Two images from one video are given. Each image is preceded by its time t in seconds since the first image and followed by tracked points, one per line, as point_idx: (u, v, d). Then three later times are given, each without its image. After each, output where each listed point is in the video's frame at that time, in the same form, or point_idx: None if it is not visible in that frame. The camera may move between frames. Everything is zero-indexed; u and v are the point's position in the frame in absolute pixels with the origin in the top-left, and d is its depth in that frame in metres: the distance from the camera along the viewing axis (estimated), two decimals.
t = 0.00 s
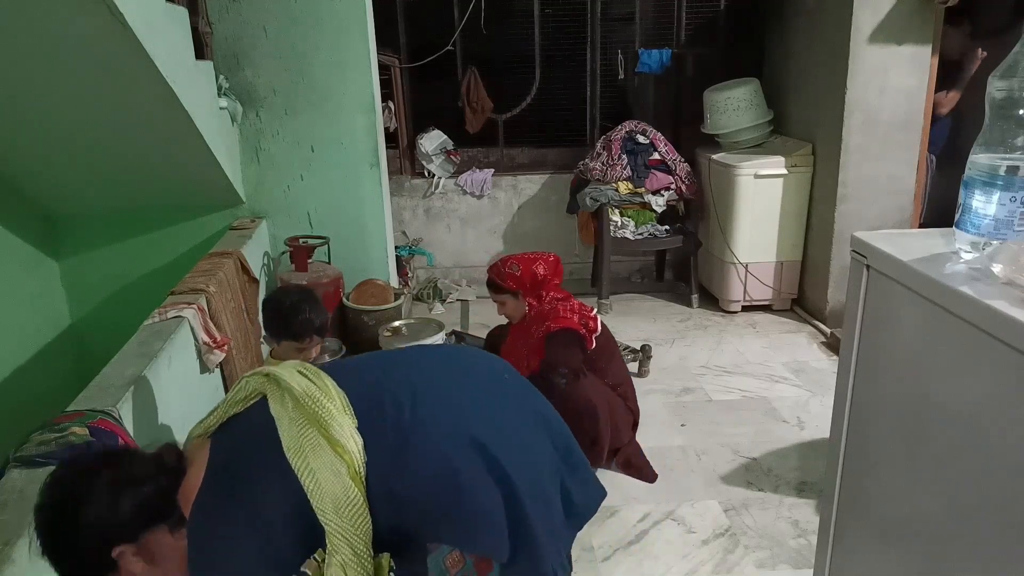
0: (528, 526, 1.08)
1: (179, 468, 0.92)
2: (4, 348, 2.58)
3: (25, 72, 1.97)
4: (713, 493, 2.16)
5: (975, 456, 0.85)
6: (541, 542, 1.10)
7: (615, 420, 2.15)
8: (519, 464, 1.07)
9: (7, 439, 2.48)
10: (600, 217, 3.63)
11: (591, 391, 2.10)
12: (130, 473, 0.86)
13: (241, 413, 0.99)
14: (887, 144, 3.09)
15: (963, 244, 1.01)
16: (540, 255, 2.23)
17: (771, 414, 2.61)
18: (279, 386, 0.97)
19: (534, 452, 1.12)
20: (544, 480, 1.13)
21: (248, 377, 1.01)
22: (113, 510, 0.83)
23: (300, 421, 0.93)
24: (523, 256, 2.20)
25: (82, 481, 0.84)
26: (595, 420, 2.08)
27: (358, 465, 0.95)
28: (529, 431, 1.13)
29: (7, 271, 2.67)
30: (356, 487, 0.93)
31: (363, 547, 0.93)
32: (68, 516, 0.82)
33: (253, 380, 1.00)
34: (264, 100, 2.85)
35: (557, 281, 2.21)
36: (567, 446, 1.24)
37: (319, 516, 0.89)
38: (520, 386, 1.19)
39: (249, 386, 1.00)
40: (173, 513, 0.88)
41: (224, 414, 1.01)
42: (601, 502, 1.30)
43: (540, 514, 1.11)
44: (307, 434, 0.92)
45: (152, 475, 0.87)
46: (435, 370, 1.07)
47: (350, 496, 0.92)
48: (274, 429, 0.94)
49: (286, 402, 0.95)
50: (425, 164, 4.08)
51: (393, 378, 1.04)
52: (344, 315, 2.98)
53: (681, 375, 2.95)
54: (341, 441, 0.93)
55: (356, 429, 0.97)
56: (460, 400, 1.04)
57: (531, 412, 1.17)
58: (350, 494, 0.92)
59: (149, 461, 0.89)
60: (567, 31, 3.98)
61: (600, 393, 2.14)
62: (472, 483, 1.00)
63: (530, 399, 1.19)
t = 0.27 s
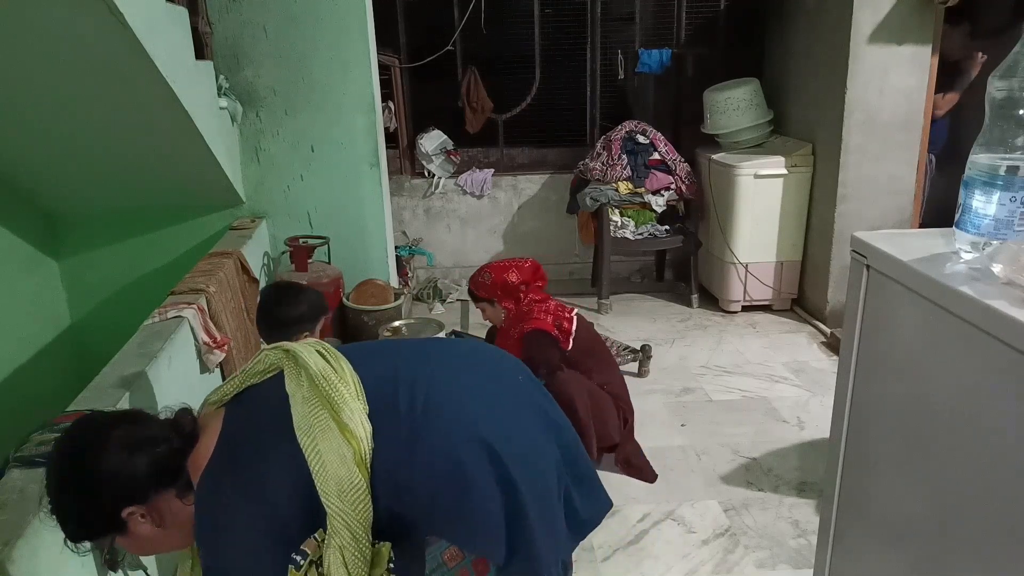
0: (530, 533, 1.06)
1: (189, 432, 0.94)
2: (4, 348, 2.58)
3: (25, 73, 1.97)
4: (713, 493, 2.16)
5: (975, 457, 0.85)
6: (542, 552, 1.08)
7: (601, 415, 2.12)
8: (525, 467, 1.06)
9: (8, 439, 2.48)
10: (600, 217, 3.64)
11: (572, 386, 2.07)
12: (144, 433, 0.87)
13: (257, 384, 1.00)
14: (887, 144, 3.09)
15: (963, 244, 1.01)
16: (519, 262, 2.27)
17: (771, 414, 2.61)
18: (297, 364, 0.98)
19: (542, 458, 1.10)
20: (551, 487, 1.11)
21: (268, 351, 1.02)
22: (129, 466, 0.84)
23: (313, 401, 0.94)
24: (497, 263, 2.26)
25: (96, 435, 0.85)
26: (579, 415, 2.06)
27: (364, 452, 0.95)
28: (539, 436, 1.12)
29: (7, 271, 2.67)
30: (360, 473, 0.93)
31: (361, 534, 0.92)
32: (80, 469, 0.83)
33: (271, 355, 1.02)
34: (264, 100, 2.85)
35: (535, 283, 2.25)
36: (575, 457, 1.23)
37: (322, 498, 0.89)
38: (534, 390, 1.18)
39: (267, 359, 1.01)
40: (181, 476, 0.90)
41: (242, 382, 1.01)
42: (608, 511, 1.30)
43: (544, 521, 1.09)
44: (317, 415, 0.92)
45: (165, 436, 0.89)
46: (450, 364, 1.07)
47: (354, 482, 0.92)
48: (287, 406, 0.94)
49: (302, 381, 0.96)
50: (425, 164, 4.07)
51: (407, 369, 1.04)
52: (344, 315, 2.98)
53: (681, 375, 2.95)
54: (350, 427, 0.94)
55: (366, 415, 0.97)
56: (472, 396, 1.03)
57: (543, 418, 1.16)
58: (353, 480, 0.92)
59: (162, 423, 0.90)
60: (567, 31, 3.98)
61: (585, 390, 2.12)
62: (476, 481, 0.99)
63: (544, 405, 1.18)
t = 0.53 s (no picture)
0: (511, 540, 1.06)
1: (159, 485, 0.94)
2: (4, 348, 2.58)
3: (26, 73, 1.97)
4: (713, 493, 2.16)
5: (975, 458, 0.85)
6: (524, 558, 1.09)
7: (592, 411, 2.21)
8: (499, 475, 1.05)
9: (8, 439, 2.48)
10: (600, 217, 3.63)
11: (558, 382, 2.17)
12: (118, 480, 0.88)
13: (215, 430, 0.99)
14: (887, 144, 3.09)
15: (963, 244, 1.00)
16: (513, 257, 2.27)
17: (771, 414, 2.61)
18: (251, 400, 0.97)
19: (516, 463, 1.10)
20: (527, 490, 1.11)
21: (221, 395, 1.01)
22: (102, 509, 0.85)
23: (272, 433, 0.93)
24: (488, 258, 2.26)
25: (70, 480, 0.86)
26: (567, 409, 2.17)
27: (331, 475, 0.94)
28: (512, 442, 1.11)
29: (6, 271, 2.67)
30: (328, 497, 0.93)
31: (336, 558, 0.93)
32: (51, 513, 0.84)
33: (226, 397, 1.00)
34: (264, 100, 2.85)
35: (528, 280, 2.25)
36: (551, 456, 1.23)
37: (290, 527, 0.89)
38: (503, 395, 1.18)
39: (223, 403, 1.00)
40: (147, 530, 0.90)
41: (200, 432, 1.00)
42: (589, 510, 1.29)
43: (523, 524, 1.09)
44: (277, 446, 0.91)
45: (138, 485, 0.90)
46: (412, 379, 1.06)
47: (322, 508, 0.91)
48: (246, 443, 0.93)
49: (258, 414, 0.95)
50: (425, 164, 4.07)
51: (368, 388, 1.03)
52: (344, 315, 2.98)
53: (681, 375, 2.95)
54: (313, 453, 0.93)
55: (329, 439, 0.96)
56: (438, 409, 1.03)
57: (515, 422, 1.15)
58: (321, 505, 0.91)
59: (135, 472, 0.92)
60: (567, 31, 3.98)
61: (575, 386, 2.22)
62: (449, 495, 0.99)
63: (514, 409, 1.18)
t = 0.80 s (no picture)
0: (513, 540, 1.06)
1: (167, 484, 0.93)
2: (4, 348, 2.58)
3: (26, 73, 1.97)
4: (713, 493, 2.16)
5: (974, 457, 0.85)
6: (527, 563, 1.09)
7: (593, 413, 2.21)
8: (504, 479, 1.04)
9: (7, 439, 2.48)
10: (600, 217, 3.63)
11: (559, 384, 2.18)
12: (118, 480, 0.86)
13: (222, 426, 0.99)
14: (887, 144, 3.09)
15: (963, 244, 1.00)
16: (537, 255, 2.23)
17: (771, 414, 2.61)
18: (260, 397, 0.96)
19: (521, 467, 1.09)
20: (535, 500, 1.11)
21: (229, 390, 1.00)
22: (104, 502, 0.83)
23: (281, 432, 0.92)
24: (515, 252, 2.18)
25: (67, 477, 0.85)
26: (565, 409, 2.17)
27: (339, 475, 0.94)
28: (516, 446, 1.10)
29: (6, 271, 2.67)
30: (335, 497, 0.92)
31: (343, 559, 0.92)
32: (49, 516, 0.82)
33: (237, 392, 1.00)
34: (264, 100, 2.85)
35: (551, 281, 2.20)
36: (554, 457, 1.22)
37: (298, 527, 0.88)
38: (508, 398, 1.17)
39: (231, 399, 1.00)
40: (152, 527, 0.88)
41: (207, 428, 1.00)
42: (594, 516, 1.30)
43: (527, 528, 1.09)
44: (286, 443, 0.91)
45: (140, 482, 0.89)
46: (425, 381, 1.05)
47: (330, 508, 0.91)
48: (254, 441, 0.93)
49: (267, 412, 0.94)
50: (425, 164, 4.07)
51: (380, 388, 1.02)
52: (344, 315, 2.97)
53: (681, 375, 2.95)
54: (322, 452, 0.92)
55: (338, 438, 0.96)
56: (443, 413, 1.02)
57: (519, 425, 1.14)
58: (328, 506, 0.91)
59: (139, 470, 0.90)
60: (567, 31, 3.98)
61: (576, 388, 2.22)
62: (454, 500, 0.98)
63: (519, 411, 1.17)
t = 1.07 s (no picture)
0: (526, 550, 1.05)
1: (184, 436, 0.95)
2: (4, 348, 2.58)
3: (25, 73, 1.97)
4: (713, 493, 2.16)
5: (973, 457, 0.85)
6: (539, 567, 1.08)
7: (600, 412, 2.21)
8: (524, 483, 1.04)
9: (8, 439, 2.48)
10: (600, 217, 3.63)
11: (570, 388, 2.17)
12: (143, 428, 0.91)
13: (254, 385, 0.99)
14: (887, 144, 3.09)
15: (963, 244, 1.00)
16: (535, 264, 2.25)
17: (771, 415, 2.61)
18: (297, 369, 0.97)
19: (542, 474, 1.08)
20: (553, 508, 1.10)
21: (268, 352, 1.02)
22: (131, 449, 0.88)
23: (314, 407, 0.93)
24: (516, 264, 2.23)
25: (77, 442, 0.87)
26: (576, 412, 2.16)
27: (364, 460, 0.94)
28: (540, 452, 1.10)
29: (6, 270, 2.67)
30: (356, 482, 0.92)
31: (355, 544, 0.92)
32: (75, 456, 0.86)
33: (274, 356, 1.01)
34: (264, 100, 2.85)
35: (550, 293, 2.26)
36: (574, 469, 1.21)
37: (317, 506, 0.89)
38: (538, 404, 1.16)
39: (268, 359, 1.01)
40: (171, 480, 0.91)
41: (239, 383, 1.01)
42: (608, 533, 1.31)
43: (541, 537, 1.08)
44: (317, 420, 0.92)
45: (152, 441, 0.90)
46: (458, 376, 1.06)
47: (350, 491, 0.91)
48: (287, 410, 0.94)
49: (302, 385, 0.95)
50: (425, 164, 4.07)
51: (414, 378, 1.03)
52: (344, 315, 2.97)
53: (681, 375, 2.95)
54: (350, 436, 0.93)
55: (366, 422, 0.96)
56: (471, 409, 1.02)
57: (545, 432, 1.14)
58: (349, 490, 0.91)
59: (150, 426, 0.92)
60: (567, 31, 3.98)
61: (584, 390, 2.22)
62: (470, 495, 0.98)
63: (546, 419, 1.16)
